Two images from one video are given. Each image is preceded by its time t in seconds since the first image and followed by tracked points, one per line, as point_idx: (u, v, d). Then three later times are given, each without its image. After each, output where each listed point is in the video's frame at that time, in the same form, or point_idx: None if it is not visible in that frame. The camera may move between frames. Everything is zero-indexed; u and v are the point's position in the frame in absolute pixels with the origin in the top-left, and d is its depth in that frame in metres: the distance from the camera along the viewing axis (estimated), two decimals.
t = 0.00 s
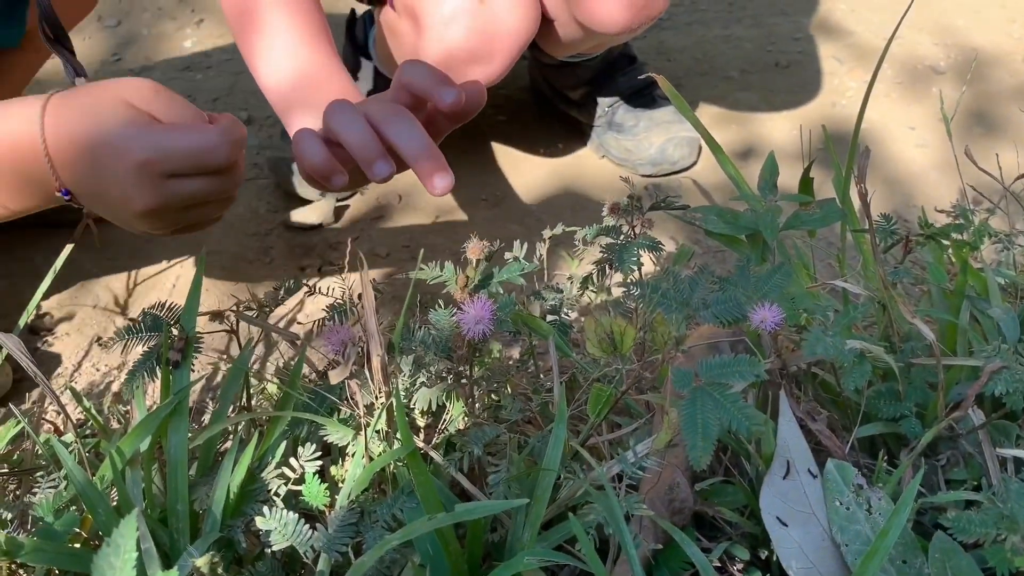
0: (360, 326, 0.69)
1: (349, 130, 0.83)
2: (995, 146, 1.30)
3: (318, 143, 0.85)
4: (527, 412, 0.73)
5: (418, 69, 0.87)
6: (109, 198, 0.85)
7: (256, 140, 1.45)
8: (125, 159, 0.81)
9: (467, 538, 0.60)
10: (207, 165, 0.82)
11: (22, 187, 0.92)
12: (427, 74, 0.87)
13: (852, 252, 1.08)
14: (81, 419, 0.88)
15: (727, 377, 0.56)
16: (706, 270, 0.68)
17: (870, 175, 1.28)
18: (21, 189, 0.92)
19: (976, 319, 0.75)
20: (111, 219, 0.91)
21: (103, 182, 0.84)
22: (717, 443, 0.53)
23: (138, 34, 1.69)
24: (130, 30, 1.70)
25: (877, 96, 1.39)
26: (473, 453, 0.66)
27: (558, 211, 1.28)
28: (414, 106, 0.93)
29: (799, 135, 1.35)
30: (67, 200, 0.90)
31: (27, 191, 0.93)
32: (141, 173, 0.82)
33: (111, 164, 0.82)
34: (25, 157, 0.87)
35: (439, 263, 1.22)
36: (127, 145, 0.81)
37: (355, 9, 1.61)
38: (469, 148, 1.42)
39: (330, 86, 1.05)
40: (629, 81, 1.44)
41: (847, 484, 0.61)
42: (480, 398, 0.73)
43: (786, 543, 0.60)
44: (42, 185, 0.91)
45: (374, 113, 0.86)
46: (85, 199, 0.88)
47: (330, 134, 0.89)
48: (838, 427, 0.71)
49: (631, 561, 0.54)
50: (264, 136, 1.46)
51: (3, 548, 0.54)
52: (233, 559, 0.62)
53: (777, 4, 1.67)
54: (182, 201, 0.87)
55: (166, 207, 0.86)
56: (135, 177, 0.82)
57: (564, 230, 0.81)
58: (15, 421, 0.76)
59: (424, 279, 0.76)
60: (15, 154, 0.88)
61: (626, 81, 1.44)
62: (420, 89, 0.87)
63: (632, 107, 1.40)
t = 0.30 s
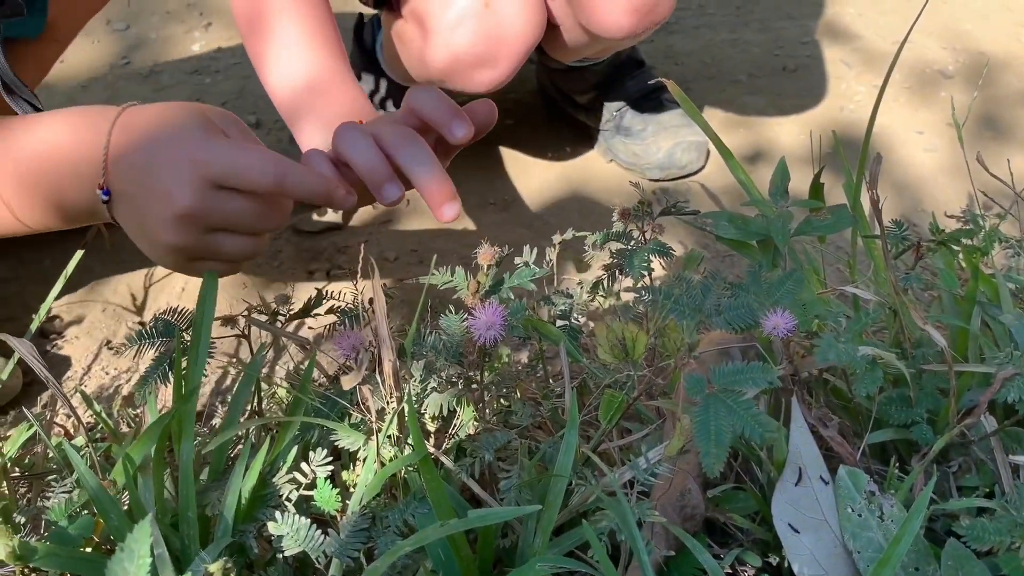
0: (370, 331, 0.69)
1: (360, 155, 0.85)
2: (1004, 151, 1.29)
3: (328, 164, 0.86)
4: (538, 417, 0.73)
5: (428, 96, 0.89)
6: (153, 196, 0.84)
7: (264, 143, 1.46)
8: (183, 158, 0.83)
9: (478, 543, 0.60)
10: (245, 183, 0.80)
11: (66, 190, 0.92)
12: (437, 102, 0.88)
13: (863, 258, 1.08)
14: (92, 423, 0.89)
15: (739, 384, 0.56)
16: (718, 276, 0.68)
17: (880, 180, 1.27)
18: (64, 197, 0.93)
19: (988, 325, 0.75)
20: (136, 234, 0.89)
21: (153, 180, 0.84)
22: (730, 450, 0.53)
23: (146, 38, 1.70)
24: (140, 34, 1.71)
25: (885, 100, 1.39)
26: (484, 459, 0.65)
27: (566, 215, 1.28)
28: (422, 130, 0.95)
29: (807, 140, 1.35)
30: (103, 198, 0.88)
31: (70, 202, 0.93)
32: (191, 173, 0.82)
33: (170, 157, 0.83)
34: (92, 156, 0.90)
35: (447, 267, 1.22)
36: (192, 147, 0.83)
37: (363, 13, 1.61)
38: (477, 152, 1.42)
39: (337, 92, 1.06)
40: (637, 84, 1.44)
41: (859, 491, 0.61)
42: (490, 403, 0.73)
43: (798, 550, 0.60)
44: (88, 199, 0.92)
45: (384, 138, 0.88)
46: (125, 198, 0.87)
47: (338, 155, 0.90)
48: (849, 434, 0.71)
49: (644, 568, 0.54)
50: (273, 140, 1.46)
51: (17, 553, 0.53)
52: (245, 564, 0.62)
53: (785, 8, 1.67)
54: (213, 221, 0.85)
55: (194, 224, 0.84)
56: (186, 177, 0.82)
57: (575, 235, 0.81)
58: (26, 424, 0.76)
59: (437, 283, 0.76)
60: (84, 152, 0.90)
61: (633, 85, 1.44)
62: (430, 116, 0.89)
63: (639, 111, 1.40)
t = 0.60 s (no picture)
0: (380, 334, 0.69)
1: (380, 170, 0.88)
2: (1014, 155, 1.29)
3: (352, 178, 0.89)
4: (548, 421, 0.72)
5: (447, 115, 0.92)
6: (263, 223, 0.84)
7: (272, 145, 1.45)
8: (298, 192, 0.83)
9: (490, 547, 0.59)
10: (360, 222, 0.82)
11: (140, 212, 0.88)
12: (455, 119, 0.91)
13: (874, 262, 1.08)
14: (101, 424, 0.89)
15: (752, 389, 0.56)
16: (730, 281, 0.68)
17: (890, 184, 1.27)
18: (135, 221, 0.89)
19: (1000, 330, 0.75)
20: (223, 258, 0.88)
21: (263, 207, 0.84)
22: (744, 456, 0.53)
23: (155, 40, 1.70)
24: (148, 36, 1.71)
25: (894, 104, 1.38)
26: (494, 463, 0.65)
27: (575, 217, 1.28)
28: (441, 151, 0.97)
29: (816, 143, 1.35)
30: (194, 219, 0.86)
31: (142, 225, 0.90)
32: (308, 206, 0.83)
33: (289, 189, 0.84)
34: (182, 181, 0.87)
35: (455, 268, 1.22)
36: (311, 180, 0.84)
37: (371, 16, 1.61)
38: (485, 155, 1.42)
39: (347, 96, 1.06)
40: (645, 87, 1.44)
41: (872, 496, 0.61)
42: (499, 406, 0.73)
43: (811, 556, 0.60)
44: (167, 223, 0.89)
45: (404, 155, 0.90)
46: (223, 221, 0.86)
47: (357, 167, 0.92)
48: (861, 439, 0.71)
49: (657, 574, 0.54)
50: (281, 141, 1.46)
51: (29, 555, 0.55)
52: (256, 567, 0.62)
53: (793, 11, 1.67)
54: (315, 252, 0.86)
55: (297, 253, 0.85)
56: (301, 210, 0.83)
57: (585, 238, 0.81)
58: (37, 426, 0.76)
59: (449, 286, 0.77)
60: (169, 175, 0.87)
61: (641, 87, 1.44)
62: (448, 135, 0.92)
63: (647, 113, 1.40)
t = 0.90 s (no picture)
0: (390, 333, 0.69)
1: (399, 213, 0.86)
2: None
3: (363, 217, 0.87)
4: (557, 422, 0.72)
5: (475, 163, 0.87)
6: (243, 252, 0.83)
7: (279, 144, 1.45)
8: (280, 224, 0.83)
9: (499, 547, 0.59)
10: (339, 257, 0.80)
11: (125, 244, 0.87)
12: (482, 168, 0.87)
13: (886, 262, 1.07)
14: (107, 424, 0.89)
15: (766, 390, 0.55)
16: (743, 280, 0.67)
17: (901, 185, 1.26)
18: (120, 252, 0.88)
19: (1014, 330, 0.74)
20: (206, 288, 0.87)
21: (245, 238, 0.83)
22: (757, 456, 0.52)
23: (161, 39, 1.70)
24: (155, 35, 1.71)
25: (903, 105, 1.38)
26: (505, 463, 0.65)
27: (582, 217, 1.28)
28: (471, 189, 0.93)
29: (825, 143, 1.34)
30: (176, 249, 0.85)
31: (126, 254, 0.88)
32: (289, 239, 0.82)
33: (270, 218, 0.83)
34: (167, 210, 0.86)
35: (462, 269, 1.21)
36: (294, 212, 0.83)
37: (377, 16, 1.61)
38: (492, 155, 1.42)
39: (362, 94, 1.06)
40: (653, 86, 1.44)
41: (886, 498, 0.60)
42: (508, 407, 0.72)
43: (824, 559, 0.59)
44: (150, 254, 0.88)
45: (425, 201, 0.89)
46: (206, 251, 0.85)
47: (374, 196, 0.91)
48: (874, 440, 0.70)
49: None
50: (287, 141, 1.46)
51: (36, 555, 0.54)
52: (263, 567, 0.62)
53: (801, 11, 1.67)
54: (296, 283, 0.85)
55: (278, 286, 0.84)
56: (282, 241, 0.82)
57: (595, 237, 0.80)
58: (44, 425, 0.76)
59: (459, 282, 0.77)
60: (157, 205, 0.86)
61: (650, 87, 1.44)
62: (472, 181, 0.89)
63: (655, 113, 1.40)
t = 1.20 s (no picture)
0: (392, 334, 0.69)
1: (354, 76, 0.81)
2: None
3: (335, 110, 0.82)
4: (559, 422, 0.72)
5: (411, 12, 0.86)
6: (250, 236, 0.83)
7: (282, 145, 1.45)
8: (286, 206, 0.82)
9: (501, 547, 0.59)
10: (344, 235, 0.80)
11: (140, 233, 0.88)
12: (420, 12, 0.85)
13: (890, 263, 1.07)
14: (110, 423, 0.89)
15: (768, 391, 0.55)
16: (745, 280, 0.67)
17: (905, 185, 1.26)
18: (137, 242, 0.89)
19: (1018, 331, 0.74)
20: (218, 271, 0.87)
21: (252, 222, 0.83)
22: (759, 457, 0.52)
23: (165, 40, 1.71)
24: (159, 36, 1.72)
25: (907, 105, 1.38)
26: (506, 463, 0.65)
27: (586, 218, 1.28)
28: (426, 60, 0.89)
29: (829, 143, 1.34)
30: (188, 234, 0.85)
31: (142, 244, 0.89)
32: (295, 220, 0.82)
33: (276, 202, 0.83)
34: (178, 198, 0.86)
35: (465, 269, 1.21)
36: (300, 193, 0.83)
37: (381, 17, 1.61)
38: (495, 156, 1.42)
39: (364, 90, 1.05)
40: (657, 87, 1.44)
41: (889, 499, 0.60)
42: (510, 406, 0.72)
43: (827, 560, 0.59)
44: (165, 242, 0.88)
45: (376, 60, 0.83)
46: (216, 235, 0.85)
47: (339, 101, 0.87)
48: (877, 441, 0.70)
49: None
50: (291, 141, 1.46)
51: (38, 554, 0.54)
52: (265, 566, 0.62)
53: (805, 12, 1.67)
54: (304, 265, 0.85)
55: (285, 266, 0.83)
56: (289, 222, 0.82)
57: (597, 237, 0.80)
58: (47, 424, 0.76)
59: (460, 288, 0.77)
60: (168, 193, 0.87)
61: (653, 87, 1.44)
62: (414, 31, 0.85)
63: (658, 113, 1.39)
